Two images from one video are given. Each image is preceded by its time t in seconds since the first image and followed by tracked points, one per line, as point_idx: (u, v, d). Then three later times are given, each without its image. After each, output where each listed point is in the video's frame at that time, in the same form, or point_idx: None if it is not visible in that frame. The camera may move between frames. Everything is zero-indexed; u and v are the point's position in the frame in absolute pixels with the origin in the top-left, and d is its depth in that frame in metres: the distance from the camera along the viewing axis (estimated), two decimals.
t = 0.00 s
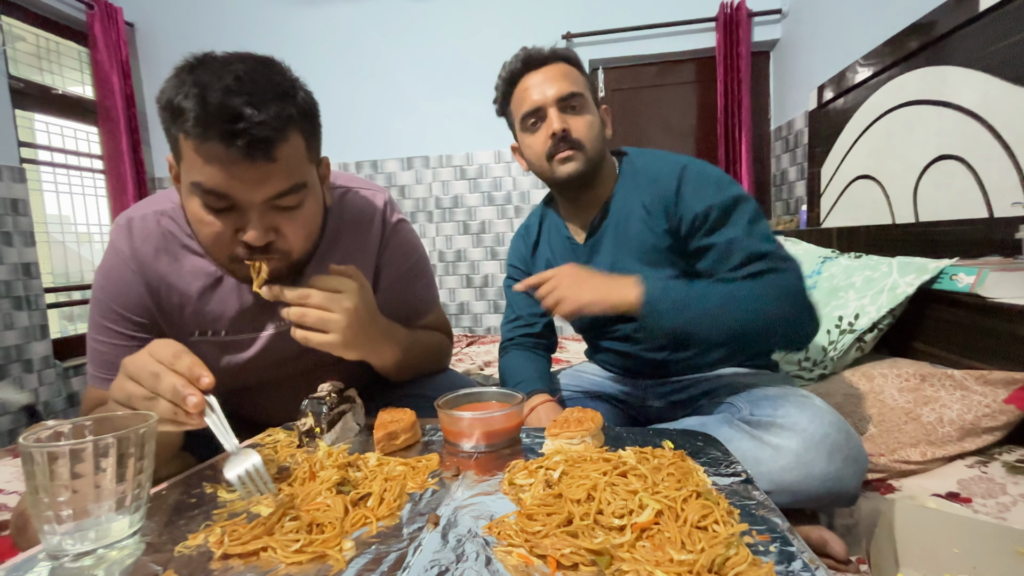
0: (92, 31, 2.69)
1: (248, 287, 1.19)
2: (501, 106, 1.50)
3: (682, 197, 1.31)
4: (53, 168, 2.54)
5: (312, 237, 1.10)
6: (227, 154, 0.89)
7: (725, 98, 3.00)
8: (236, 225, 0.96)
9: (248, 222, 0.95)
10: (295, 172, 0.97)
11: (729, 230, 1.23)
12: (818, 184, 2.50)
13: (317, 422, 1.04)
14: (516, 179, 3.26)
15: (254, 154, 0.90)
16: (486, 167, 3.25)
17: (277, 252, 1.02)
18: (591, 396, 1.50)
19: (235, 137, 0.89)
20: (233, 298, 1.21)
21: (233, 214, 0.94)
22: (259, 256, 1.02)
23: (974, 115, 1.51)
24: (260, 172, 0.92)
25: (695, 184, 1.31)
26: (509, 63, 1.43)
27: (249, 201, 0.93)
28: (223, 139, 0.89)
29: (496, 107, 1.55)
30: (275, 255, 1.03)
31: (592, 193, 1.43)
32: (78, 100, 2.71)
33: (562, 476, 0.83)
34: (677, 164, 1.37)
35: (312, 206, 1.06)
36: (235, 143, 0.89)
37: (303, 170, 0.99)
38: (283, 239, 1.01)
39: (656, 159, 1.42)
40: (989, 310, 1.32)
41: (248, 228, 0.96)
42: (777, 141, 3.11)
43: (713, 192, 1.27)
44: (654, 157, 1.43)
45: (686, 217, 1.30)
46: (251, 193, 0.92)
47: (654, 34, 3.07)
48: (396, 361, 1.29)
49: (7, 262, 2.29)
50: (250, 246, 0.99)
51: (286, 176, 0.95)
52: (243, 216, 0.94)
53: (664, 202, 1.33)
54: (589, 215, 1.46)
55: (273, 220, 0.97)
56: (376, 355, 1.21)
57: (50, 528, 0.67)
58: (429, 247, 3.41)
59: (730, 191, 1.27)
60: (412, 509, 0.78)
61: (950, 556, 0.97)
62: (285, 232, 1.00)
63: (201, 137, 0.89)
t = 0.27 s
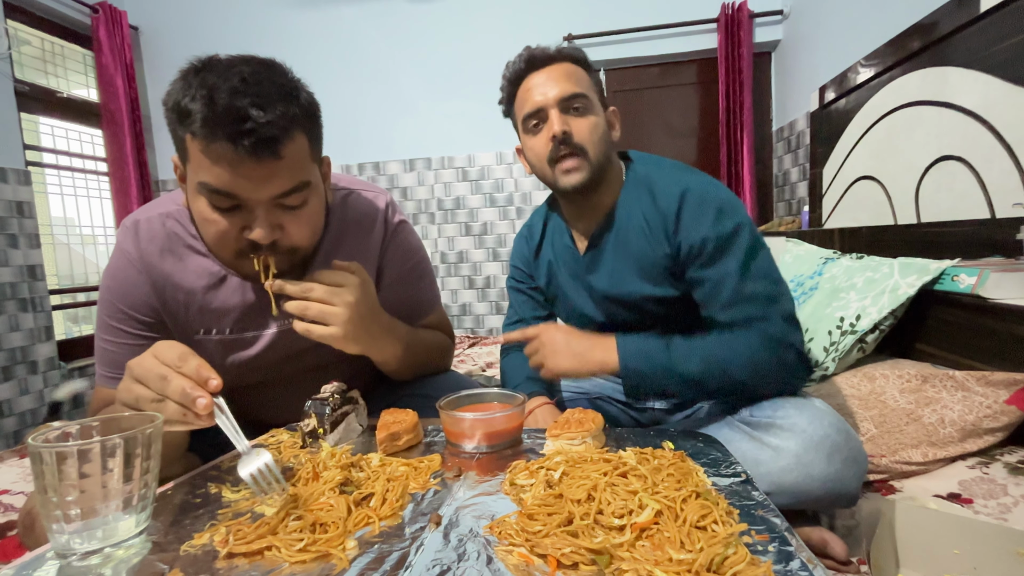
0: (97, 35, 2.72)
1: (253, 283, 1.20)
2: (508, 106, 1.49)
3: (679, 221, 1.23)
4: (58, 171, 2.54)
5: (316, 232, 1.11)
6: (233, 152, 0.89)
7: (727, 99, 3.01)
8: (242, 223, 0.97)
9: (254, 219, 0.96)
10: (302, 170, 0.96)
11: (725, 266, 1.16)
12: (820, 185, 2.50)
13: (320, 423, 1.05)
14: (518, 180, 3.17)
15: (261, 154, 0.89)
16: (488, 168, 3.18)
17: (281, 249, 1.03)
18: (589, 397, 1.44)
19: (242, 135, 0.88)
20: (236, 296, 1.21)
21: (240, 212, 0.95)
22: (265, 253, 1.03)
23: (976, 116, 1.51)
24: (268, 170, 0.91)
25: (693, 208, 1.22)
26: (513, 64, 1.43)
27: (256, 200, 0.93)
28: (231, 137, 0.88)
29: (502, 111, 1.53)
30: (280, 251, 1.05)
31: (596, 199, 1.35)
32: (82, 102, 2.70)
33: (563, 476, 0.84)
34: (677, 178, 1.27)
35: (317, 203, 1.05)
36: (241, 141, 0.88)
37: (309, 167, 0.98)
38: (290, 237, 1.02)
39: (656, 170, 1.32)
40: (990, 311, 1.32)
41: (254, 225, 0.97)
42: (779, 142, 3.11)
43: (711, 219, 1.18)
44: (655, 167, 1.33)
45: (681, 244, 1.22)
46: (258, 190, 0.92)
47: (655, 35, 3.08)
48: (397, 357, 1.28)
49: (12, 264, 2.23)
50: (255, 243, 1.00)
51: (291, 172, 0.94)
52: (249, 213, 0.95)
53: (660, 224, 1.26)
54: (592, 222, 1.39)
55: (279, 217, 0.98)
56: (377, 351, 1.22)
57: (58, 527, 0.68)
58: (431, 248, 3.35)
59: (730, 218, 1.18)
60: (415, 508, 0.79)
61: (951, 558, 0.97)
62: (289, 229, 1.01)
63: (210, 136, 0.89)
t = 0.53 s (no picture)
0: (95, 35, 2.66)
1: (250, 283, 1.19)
2: (513, 94, 1.35)
3: (700, 233, 1.24)
4: (58, 171, 2.55)
5: (315, 230, 1.11)
6: (232, 155, 0.91)
7: (726, 98, 3.00)
8: (243, 225, 0.99)
9: (254, 220, 0.98)
10: (300, 170, 0.99)
11: (746, 283, 1.17)
12: (820, 184, 2.50)
13: (320, 422, 1.05)
14: (518, 179, 3.26)
15: (260, 155, 0.92)
16: (487, 167, 3.26)
17: (281, 249, 1.05)
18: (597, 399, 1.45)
19: (241, 138, 0.90)
20: (235, 295, 1.22)
21: (241, 214, 0.97)
22: (264, 253, 1.05)
23: (975, 114, 1.51)
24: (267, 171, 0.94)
25: (716, 220, 1.22)
26: (519, 49, 1.28)
27: (254, 201, 0.95)
28: (230, 141, 0.90)
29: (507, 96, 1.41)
30: (279, 253, 1.06)
31: (605, 205, 1.32)
32: (82, 102, 2.73)
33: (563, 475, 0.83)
34: (699, 187, 1.26)
35: (315, 202, 1.07)
36: (241, 145, 0.90)
37: (306, 169, 1.00)
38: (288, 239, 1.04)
39: (676, 176, 1.31)
40: (991, 309, 1.32)
41: (254, 227, 0.99)
42: (779, 141, 3.11)
43: (735, 233, 1.19)
44: (674, 172, 1.32)
45: (701, 257, 1.23)
46: (256, 193, 0.95)
47: (654, 34, 3.07)
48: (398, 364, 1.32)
49: (12, 264, 2.30)
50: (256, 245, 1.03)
51: (290, 174, 0.97)
52: (249, 215, 0.97)
53: (680, 235, 1.26)
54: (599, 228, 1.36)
55: (278, 218, 1.00)
56: (377, 351, 1.22)
57: (57, 526, 0.68)
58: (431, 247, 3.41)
59: (753, 232, 1.19)
60: (414, 508, 0.79)
61: (953, 558, 0.98)
62: (287, 230, 1.03)
63: (208, 139, 0.90)
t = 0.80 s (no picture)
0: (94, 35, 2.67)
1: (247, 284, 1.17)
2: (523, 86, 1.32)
3: (709, 232, 1.23)
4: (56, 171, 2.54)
5: (312, 229, 1.10)
6: (229, 157, 0.92)
7: (726, 97, 3.00)
8: (240, 225, 0.99)
9: (251, 222, 0.99)
10: (296, 172, 0.99)
11: (755, 283, 1.17)
12: (821, 182, 2.50)
13: (319, 422, 1.05)
14: (517, 178, 3.32)
15: (256, 157, 0.93)
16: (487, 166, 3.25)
17: (278, 250, 1.05)
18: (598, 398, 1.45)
19: (237, 141, 0.92)
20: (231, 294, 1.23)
21: (236, 215, 0.98)
22: (261, 255, 1.05)
23: (976, 113, 1.51)
24: (263, 172, 0.95)
25: (726, 219, 1.22)
26: (530, 37, 1.23)
27: (249, 203, 0.97)
28: (226, 144, 0.91)
29: (514, 86, 1.37)
30: (276, 253, 1.06)
31: (613, 206, 1.31)
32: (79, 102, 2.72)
33: (562, 475, 0.83)
34: (710, 186, 1.26)
35: (312, 203, 1.07)
36: (237, 147, 0.92)
37: (303, 171, 1.01)
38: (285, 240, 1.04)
39: (685, 175, 1.30)
40: (991, 308, 1.32)
41: (251, 228, 1.00)
42: (779, 139, 3.10)
43: (744, 232, 1.19)
44: (684, 171, 1.31)
45: (709, 256, 1.23)
46: (253, 194, 0.96)
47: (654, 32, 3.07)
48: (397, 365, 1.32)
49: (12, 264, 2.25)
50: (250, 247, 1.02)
51: (286, 176, 0.98)
52: (246, 216, 0.98)
53: (689, 234, 1.26)
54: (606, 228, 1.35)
55: (273, 219, 1.00)
56: (376, 352, 1.22)
57: (55, 527, 0.68)
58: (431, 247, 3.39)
59: (762, 231, 1.19)
60: (413, 508, 0.79)
61: (954, 558, 0.98)
62: (284, 231, 1.03)
63: (203, 142, 0.91)
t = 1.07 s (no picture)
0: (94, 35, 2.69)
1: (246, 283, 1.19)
2: (520, 86, 1.35)
3: (700, 231, 1.22)
4: (57, 171, 2.55)
5: (308, 229, 1.09)
6: (223, 155, 0.89)
7: (726, 95, 2.99)
8: (235, 225, 0.96)
9: (246, 222, 0.96)
10: (293, 171, 0.96)
11: (746, 281, 1.16)
12: (821, 181, 2.49)
13: (317, 422, 1.05)
14: (517, 177, 3.17)
15: (252, 157, 0.89)
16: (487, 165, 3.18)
17: (274, 249, 1.03)
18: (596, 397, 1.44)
19: (232, 140, 0.88)
20: (229, 294, 1.21)
21: (231, 214, 0.94)
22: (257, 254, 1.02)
23: (977, 111, 1.50)
24: (258, 172, 0.91)
25: (717, 218, 1.20)
26: (531, 36, 1.28)
27: (246, 202, 0.93)
28: (221, 142, 0.88)
29: (512, 85, 1.40)
30: (272, 253, 1.05)
31: (608, 206, 1.31)
32: (81, 101, 2.72)
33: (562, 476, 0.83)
34: (701, 185, 1.25)
35: (308, 203, 1.05)
36: (231, 147, 0.88)
37: (299, 169, 0.98)
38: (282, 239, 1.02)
39: (678, 175, 1.29)
40: (992, 307, 1.32)
41: (246, 227, 0.97)
42: (779, 138, 3.10)
43: (734, 231, 1.18)
44: (676, 171, 1.31)
45: (701, 255, 1.22)
46: (249, 194, 0.92)
47: (654, 30, 3.06)
48: (396, 364, 1.32)
49: (10, 263, 2.24)
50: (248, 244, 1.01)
51: (282, 174, 0.94)
52: (241, 215, 0.95)
53: (681, 233, 1.24)
54: (602, 228, 1.35)
55: (269, 218, 0.97)
56: (373, 353, 1.21)
57: (50, 529, 0.68)
58: (431, 246, 3.35)
59: (754, 229, 1.18)
60: (412, 509, 0.78)
61: (955, 558, 0.98)
62: (280, 230, 1.01)
63: (198, 141, 0.88)
